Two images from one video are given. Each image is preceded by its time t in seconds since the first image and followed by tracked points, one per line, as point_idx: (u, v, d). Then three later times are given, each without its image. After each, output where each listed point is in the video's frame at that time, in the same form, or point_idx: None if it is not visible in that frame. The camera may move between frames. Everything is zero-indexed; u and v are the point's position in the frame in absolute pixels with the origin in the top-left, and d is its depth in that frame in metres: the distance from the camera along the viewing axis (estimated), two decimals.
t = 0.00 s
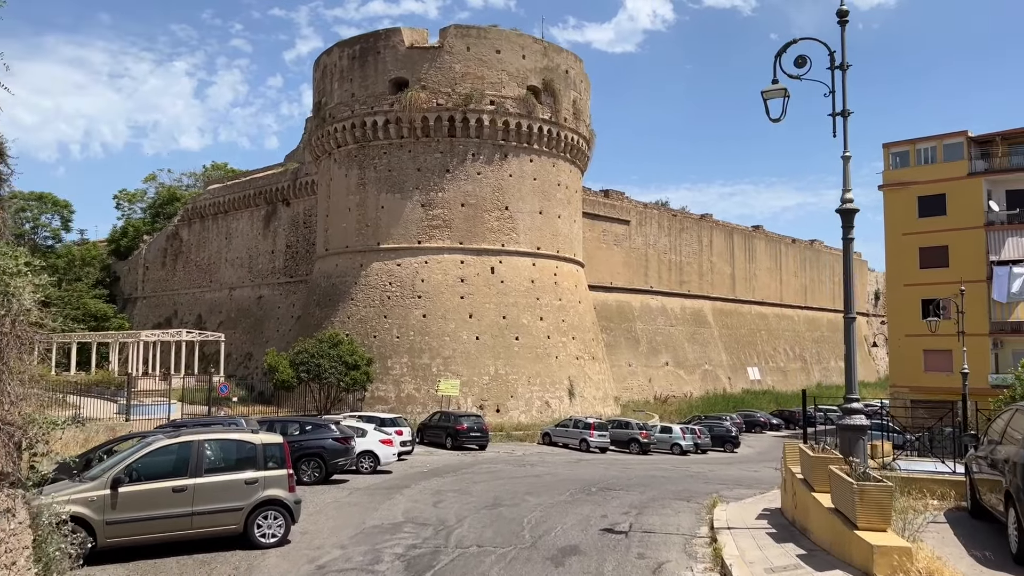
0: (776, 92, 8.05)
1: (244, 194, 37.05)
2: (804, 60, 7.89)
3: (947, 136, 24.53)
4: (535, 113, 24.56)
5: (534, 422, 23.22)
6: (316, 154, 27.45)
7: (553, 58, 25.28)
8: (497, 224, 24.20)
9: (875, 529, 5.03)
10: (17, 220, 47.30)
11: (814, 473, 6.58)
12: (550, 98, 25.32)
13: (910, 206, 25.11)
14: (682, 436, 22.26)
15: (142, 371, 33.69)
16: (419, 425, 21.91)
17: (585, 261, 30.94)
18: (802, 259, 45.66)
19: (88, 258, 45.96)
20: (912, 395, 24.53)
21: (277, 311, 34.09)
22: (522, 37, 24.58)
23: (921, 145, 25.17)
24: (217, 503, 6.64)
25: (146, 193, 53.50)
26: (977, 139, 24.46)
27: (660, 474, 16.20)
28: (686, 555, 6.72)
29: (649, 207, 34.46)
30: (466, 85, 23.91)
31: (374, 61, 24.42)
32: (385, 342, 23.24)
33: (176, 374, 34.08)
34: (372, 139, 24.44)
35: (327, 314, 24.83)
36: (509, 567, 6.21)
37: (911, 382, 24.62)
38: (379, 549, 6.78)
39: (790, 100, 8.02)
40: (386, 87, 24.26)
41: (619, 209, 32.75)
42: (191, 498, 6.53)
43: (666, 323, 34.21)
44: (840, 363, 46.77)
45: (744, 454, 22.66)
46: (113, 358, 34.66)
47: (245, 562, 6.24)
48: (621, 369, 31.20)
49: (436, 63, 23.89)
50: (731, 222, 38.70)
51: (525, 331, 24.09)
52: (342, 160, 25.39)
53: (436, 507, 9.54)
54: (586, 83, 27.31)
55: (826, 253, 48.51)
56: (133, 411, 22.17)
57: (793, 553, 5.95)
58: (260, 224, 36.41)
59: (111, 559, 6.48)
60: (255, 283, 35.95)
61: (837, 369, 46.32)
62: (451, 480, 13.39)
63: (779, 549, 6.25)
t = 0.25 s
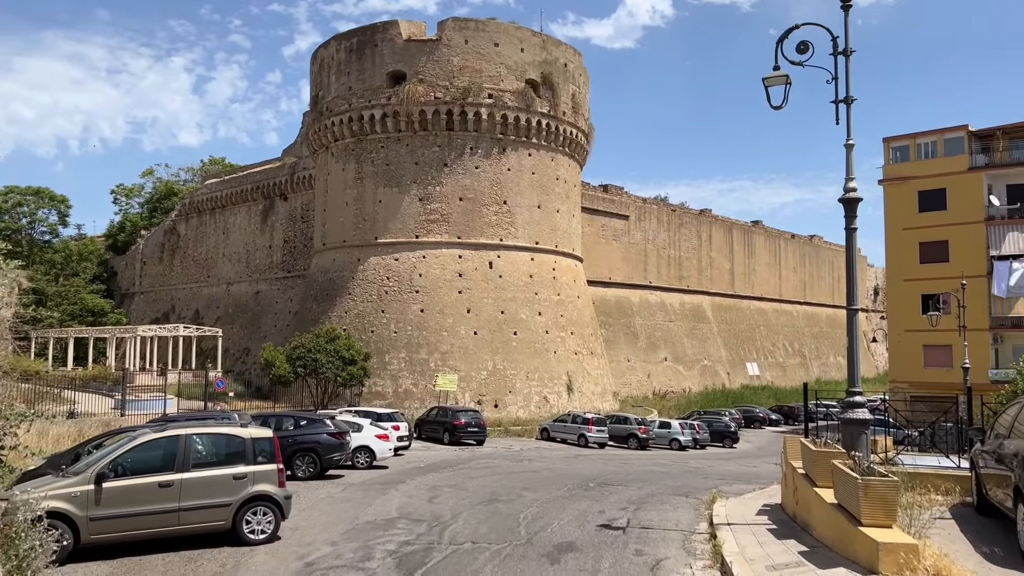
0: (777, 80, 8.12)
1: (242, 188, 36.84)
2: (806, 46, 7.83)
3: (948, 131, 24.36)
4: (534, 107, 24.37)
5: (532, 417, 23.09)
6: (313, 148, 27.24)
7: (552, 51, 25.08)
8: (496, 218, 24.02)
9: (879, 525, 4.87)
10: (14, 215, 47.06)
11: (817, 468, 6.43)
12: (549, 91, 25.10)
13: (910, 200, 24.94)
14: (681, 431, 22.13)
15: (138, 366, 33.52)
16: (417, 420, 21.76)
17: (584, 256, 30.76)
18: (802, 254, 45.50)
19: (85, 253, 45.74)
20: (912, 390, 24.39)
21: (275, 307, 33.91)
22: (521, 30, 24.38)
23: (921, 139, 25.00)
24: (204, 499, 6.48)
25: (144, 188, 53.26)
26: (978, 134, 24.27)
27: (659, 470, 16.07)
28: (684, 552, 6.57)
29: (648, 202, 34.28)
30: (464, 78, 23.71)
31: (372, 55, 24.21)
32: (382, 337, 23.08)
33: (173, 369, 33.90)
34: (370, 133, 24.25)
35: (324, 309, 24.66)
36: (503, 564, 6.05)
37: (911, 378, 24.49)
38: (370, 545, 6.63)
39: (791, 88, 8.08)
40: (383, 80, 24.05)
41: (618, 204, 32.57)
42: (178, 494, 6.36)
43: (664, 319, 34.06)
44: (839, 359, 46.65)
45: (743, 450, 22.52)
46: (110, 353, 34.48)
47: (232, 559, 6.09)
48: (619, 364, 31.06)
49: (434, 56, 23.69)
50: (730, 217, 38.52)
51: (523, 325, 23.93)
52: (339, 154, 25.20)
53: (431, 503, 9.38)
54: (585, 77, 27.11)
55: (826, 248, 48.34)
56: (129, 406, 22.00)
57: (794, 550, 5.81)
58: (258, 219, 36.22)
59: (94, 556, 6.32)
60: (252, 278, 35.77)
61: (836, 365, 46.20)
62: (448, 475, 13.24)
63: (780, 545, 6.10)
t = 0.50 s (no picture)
0: (783, 67, 8.02)
1: (240, 184, 36.60)
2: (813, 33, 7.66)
3: (951, 125, 24.10)
4: (534, 101, 24.12)
5: (532, 414, 22.90)
6: (312, 143, 26.99)
7: (552, 45, 24.82)
8: (495, 213, 23.79)
9: (892, 528, 4.68)
10: (12, 211, 46.82)
11: (824, 468, 6.24)
12: (549, 86, 24.85)
13: (913, 195, 24.68)
14: (681, 428, 21.95)
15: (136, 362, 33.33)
16: (415, 417, 21.58)
17: (584, 252, 30.53)
18: (803, 250, 45.25)
19: (84, 249, 45.51)
20: (914, 386, 24.19)
21: (273, 303, 33.70)
22: (521, 23, 24.11)
23: (924, 134, 24.75)
24: (192, 499, 6.28)
25: (142, 183, 53.00)
26: (981, 128, 24.01)
27: (660, 467, 15.87)
28: (687, 553, 6.37)
29: (649, 197, 34.04)
30: (463, 73, 23.47)
31: (370, 48, 23.95)
32: (381, 333, 22.87)
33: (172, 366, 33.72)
34: (368, 127, 24.00)
35: (322, 305, 24.45)
36: (500, 567, 5.85)
37: (913, 374, 24.29)
38: (363, 547, 6.43)
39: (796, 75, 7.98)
40: (381, 75, 23.80)
41: (619, 199, 32.33)
42: (165, 494, 6.17)
43: (665, 315, 33.85)
44: (840, 355, 46.43)
45: (744, 447, 22.33)
46: (108, 350, 34.28)
47: (220, 561, 5.89)
48: (620, 361, 30.86)
49: (433, 50, 23.44)
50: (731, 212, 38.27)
51: (523, 322, 23.72)
52: (337, 149, 24.97)
53: (428, 502, 9.18)
54: (585, 71, 26.84)
55: (827, 244, 48.07)
56: (125, 403, 21.81)
57: (801, 552, 5.61)
58: (256, 214, 35.99)
59: (78, 558, 6.12)
60: (251, 274, 35.55)
61: (837, 361, 45.99)
62: (446, 473, 13.05)
63: (787, 547, 5.90)
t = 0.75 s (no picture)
0: (792, 50, 7.86)
1: (242, 176, 36.45)
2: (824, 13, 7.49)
3: (958, 115, 23.78)
4: (537, 92, 23.88)
5: (535, 406, 22.76)
6: (313, 136, 26.83)
7: (555, 35, 24.58)
8: (498, 205, 23.60)
9: (907, 523, 4.52)
10: (15, 204, 46.72)
11: (835, 460, 6.07)
12: (552, 76, 24.62)
13: (919, 186, 24.39)
14: (686, 420, 21.79)
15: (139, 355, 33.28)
16: (418, 409, 21.45)
17: (588, 244, 30.33)
18: (807, 242, 44.95)
19: (87, 241, 45.42)
20: (919, 378, 24.00)
21: (276, 296, 33.59)
22: (523, 13, 23.86)
23: (931, 124, 24.43)
24: (186, 492, 6.15)
25: (144, 176, 52.89)
26: (989, 118, 23.66)
27: (664, 459, 15.71)
28: (692, 548, 6.21)
29: (653, 189, 33.79)
30: (465, 63, 23.24)
31: (372, 39, 23.75)
32: (383, 325, 22.74)
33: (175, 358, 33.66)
34: (370, 118, 23.80)
35: (324, 297, 24.31)
36: (501, 561, 5.69)
37: (918, 365, 24.11)
38: (361, 540, 6.28)
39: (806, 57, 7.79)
40: (383, 65, 23.59)
41: (622, 191, 32.10)
42: (157, 486, 6.03)
43: (669, 307, 33.64)
44: (844, 347, 46.20)
45: (748, 439, 22.16)
46: (110, 342, 34.23)
47: (214, 556, 5.74)
48: (623, 353, 30.69)
49: (435, 40, 23.22)
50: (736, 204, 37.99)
51: (525, 314, 23.56)
52: (339, 140, 24.79)
53: (429, 494, 9.03)
54: (588, 61, 26.58)
55: (832, 236, 47.75)
56: (126, 395, 21.71)
57: (811, 547, 5.44)
58: (258, 206, 35.84)
59: (70, 552, 5.99)
60: (254, 267, 35.44)
61: (842, 354, 45.75)
62: (448, 465, 12.92)
63: (795, 542, 5.73)
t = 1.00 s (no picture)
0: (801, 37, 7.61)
1: (242, 170, 36.23)
2: None
3: (965, 108, 23.50)
4: (538, 84, 23.59)
5: (536, 402, 22.56)
6: (314, 129, 26.57)
7: (557, 27, 24.30)
8: (499, 199, 23.35)
9: (924, 529, 4.29)
10: (15, 198, 46.52)
11: (845, 462, 5.84)
12: (554, 69, 24.35)
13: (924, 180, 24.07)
14: (689, 416, 21.58)
15: (139, 350, 33.10)
16: (418, 405, 21.26)
17: (590, 238, 30.07)
18: (811, 237, 44.65)
19: (87, 236, 45.22)
20: (923, 374, 23.72)
21: (276, 290, 33.39)
22: (525, 5, 23.57)
23: (937, 117, 24.15)
24: (173, 494, 5.94)
25: (145, 170, 52.68)
26: (995, 110, 23.39)
27: (667, 456, 15.51)
28: (696, 552, 5.99)
29: (656, 183, 33.50)
30: (467, 55, 22.98)
31: (372, 31, 23.47)
32: (384, 321, 22.53)
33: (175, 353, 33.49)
34: (370, 112, 23.55)
35: (324, 292, 24.10)
36: (497, 567, 5.48)
37: (922, 361, 23.81)
38: (354, 544, 6.07)
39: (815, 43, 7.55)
40: (383, 58, 23.33)
41: (625, 185, 31.82)
42: (143, 488, 5.82)
43: (671, 302, 33.39)
44: (848, 342, 45.93)
45: (752, 435, 21.94)
46: (110, 338, 34.05)
47: (200, 561, 5.54)
48: (625, 349, 30.46)
49: (436, 32, 22.96)
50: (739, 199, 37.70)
51: (527, 309, 23.33)
52: (339, 134, 24.54)
53: (427, 494, 8.83)
54: (590, 54, 26.29)
55: (835, 231, 47.43)
56: (125, 390, 21.53)
57: (821, 552, 5.23)
58: (259, 201, 35.63)
59: (53, 556, 5.79)
60: (254, 262, 35.23)
61: (845, 349, 45.48)
62: (447, 463, 12.71)
63: (803, 547, 5.51)
